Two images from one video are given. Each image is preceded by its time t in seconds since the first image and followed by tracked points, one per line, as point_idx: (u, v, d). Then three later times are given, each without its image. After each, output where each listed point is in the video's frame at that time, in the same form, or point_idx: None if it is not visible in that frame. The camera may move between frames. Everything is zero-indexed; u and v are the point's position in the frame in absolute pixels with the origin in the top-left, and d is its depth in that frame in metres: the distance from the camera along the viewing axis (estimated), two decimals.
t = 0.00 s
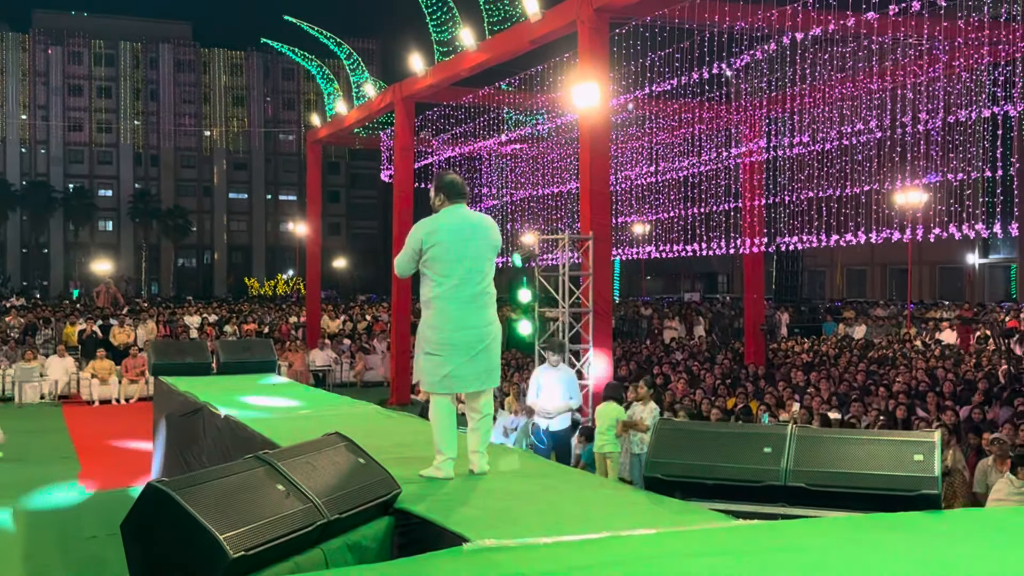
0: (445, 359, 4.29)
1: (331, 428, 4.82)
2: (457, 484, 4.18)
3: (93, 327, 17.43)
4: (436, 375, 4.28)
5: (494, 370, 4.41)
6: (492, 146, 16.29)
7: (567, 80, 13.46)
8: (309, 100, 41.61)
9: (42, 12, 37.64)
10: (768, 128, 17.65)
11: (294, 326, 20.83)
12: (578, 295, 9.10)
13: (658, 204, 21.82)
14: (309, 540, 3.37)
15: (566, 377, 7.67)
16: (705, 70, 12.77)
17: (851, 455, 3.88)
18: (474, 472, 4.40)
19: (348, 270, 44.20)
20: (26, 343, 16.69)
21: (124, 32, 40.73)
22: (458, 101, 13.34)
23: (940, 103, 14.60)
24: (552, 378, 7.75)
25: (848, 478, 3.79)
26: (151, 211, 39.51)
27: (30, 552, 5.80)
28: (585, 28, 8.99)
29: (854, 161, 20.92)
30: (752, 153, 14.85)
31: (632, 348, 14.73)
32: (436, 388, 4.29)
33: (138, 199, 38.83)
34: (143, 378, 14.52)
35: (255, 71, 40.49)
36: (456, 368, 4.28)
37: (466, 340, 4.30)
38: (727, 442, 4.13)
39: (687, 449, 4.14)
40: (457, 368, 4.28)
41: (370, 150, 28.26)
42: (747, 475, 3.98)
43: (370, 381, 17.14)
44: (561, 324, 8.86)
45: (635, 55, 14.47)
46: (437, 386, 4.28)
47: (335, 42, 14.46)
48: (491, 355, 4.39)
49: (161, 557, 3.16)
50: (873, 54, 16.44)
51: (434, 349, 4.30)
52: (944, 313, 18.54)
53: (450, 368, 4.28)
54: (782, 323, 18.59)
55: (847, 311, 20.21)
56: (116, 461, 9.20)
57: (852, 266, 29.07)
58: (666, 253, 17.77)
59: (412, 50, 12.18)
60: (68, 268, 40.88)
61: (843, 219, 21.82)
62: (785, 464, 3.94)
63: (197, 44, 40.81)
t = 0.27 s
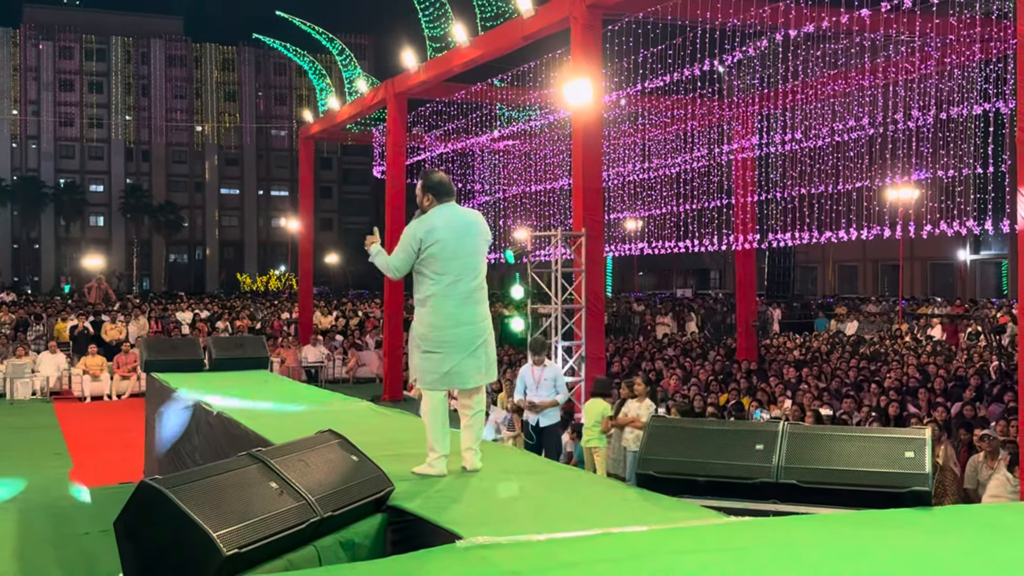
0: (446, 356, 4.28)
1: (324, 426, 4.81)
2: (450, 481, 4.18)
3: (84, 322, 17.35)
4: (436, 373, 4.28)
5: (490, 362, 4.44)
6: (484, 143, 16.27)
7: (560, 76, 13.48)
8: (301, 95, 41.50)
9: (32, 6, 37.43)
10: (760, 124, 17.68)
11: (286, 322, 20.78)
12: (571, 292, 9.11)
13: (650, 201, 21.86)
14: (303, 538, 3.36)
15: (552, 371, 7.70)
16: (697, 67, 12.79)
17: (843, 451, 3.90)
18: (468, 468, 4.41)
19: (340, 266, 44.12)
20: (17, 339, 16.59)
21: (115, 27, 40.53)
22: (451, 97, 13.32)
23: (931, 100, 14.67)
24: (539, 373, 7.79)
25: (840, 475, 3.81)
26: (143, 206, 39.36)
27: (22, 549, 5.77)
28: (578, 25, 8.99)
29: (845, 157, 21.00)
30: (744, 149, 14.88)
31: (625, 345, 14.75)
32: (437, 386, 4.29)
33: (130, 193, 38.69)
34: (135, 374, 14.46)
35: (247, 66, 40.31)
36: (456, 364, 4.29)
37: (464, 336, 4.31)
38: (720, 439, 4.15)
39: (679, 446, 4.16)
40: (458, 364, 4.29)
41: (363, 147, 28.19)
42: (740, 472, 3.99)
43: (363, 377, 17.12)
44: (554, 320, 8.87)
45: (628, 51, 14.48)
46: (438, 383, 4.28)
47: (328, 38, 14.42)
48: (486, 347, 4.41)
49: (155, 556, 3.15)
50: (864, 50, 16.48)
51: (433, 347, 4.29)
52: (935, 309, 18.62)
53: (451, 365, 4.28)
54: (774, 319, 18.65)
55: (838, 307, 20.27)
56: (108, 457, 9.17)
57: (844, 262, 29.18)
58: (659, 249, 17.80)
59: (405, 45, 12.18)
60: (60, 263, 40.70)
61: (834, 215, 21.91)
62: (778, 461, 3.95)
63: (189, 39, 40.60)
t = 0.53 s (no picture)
0: (446, 352, 4.29)
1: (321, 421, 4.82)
2: (447, 477, 4.18)
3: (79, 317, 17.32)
4: (437, 369, 4.28)
5: (489, 357, 4.46)
6: (480, 137, 16.26)
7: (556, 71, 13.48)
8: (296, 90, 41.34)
9: None
10: (757, 120, 17.66)
11: (282, 317, 20.75)
12: (567, 287, 9.12)
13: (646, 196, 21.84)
14: (301, 533, 3.37)
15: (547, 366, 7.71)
16: (694, 62, 12.76)
17: (839, 446, 3.92)
18: (465, 463, 4.42)
19: (336, 261, 44.04)
20: (11, 334, 16.56)
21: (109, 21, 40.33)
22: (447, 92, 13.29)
23: (927, 95, 14.65)
24: (534, 369, 7.80)
25: (835, 470, 3.83)
26: (138, 201, 39.25)
27: (18, 543, 5.77)
28: (573, 20, 8.99)
29: (841, 153, 21.00)
30: (740, 144, 14.86)
31: (621, 340, 14.75)
32: (438, 382, 4.30)
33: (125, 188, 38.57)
34: (131, 369, 14.44)
35: (242, 60, 40.15)
36: (458, 360, 4.30)
37: (464, 331, 4.32)
38: (716, 435, 4.17)
39: (675, 441, 4.18)
40: (459, 360, 4.30)
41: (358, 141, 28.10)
42: (736, 467, 4.01)
43: (359, 372, 17.12)
44: (550, 316, 8.87)
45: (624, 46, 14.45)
46: (439, 379, 4.29)
47: (323, 32, 14.38)
48: (485, 342, 4.43)
49: (154, 551, 3.15)
50: (861, 45, 16.46)
51: (433, 343, 4.30)
52: (930, 304, 18.65)
53: (452, 361, 4.29)
54: (770, 315, 18.66)
55: (834, 302, 20.28)
56: (104, 452, 9.17)
57: (840, 257, 29.20)
58: (654, 245, 17.79)
59: (400, 39, 12.17)
60: (54, 258, 40.59)
61: (830, 211, 21.92)
62: (774, 456, 3.97)
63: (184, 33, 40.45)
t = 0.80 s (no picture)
0: (444, 348, 4.29)
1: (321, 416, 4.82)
2: (447, 471, 4.19)
3: (77, 311, 17.30)
4: (435, 364, 4.29)
5: (487, 352, 4.46)
6: (479, 132, 16.23)
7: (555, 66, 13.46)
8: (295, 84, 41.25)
9: None
10: (756, 115, 17.64)
11: (280, 311, 20.75)
12: (566, 282, 9.12)
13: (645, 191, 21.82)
14: (301, 527, 3.38)
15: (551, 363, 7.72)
16: (693, 56, 12.72)
17: (839, 441, 3.93)
18: (464, 459, 4.42)
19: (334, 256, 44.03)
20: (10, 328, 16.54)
21: (107, 15, 40.18)
22: (447, 86, 13.27)
23: (926, 91, 14.63)
24: (537, 366, 7.79)
25: (835, 465, 3.84)
26: (136, 195, 39.24)
27: (17, 537, 5.78)
28: (573, 15, 8.99)
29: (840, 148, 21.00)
30: (739, 139, 14.84)
31: (620, 335, 14.76)
32: (436, 377, 4.30)
33: (123, 182, 38.53)
34: (130, 363, 14.45)
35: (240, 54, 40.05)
36: (457, 356, 4.30)
37: (462, 328, 4.32)
38: (716, 430, 4.18)
39: (675, 436, 4.19)
40: (458, 356, 4.30)
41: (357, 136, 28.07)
42: (734, 462, 4.02)
43: (357, 367, 17.11)
44: (550, 311, 8.87)
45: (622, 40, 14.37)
46: (437, 374, 4.29)
47: (322, 27, 14.34)
48: (482, 337, 4.43)
49: (155, 546, 3.16)
50: (860, 40, 16.44)
51: (432, 340, 4.29)
52: (929, 299, 18.65)
53: (452, 357, 4.29)
54: (768, 310, 18.66)
55: (832, 297, 20.29)
56: (103, 446, 9.18)
57: (838, 252, 29.22)
58: (653, 239, 17.78)
59: (400, 33, 12.20)
60: (53, 252, 40.54)
61: (829, 207, 21.94)
62: (773, 450, 3.98)
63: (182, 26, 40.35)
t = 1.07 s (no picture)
0: (444, 344, 4.29)
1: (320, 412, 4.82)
2: (446, 467, 4.19)
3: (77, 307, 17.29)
4: (435, 361, 4.28)
5: (486, 347, 4.46)
6: (479, 129, 16.23)
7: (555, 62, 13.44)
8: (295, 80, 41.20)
9: None
10: (756, 112, 17.63)
11: (279, 307, 20.73)
12: (566, 278, 9.11)
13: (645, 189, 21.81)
14: (300, 522, 3.38)
15: (564, 363, 7.25)
16: (693, 54, 12.70)
17: (837, 438, 3.94)
18: (463, 455, 4.45)
19: (334, 252, 44.05)
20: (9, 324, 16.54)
21: (106, 10, 40.10)
22: (446, 83, 13.24)
23: (927, 88, 14.63)
24: (551, 364, 7.40)
25: (833, 461, 3.85)
26: (136, 191, 39.22)
27: (16, 532, 5.78)
28: (573, 11, 8.98)
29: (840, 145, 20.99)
30: (739, 137, 14.83)
31: (619, 331, 14.78)
32: (434, 373, 4.29)
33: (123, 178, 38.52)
34: (129, 359, 14.45)
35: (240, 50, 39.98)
36: (456, 352, 4.30)
37: (462, 324, 4.32)
38: (715, 426, 4.18)
39: (675, 432, 4.20)
40: (457, 352, 4.30)
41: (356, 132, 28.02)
42: (733, 458, 4.03)
43: (357, 363, 17.12)
44: (549, 307, 8.88)
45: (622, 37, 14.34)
46: (435, 370, 4.28)
47: (322, 23, 14.31)
48: (481, 333, 4.43)
49: (155, 541, 3.16)
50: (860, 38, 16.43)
51: (431, 336, 4.29)
52: (928, 296, 18.66)
53: (451, 353, 4.29)
54: (768, 307, 18.67)
55: (832, 295, 20.32)
56: (102, 442, 9.18)
57: (838, 250, 29.24)
58: (653, 235, 17.79)
59: (399, 29, 12.20)
60: (52, 248, 40.54)
61: (828, 204, 21.95)
62: (773, 446, 3.99)
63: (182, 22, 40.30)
